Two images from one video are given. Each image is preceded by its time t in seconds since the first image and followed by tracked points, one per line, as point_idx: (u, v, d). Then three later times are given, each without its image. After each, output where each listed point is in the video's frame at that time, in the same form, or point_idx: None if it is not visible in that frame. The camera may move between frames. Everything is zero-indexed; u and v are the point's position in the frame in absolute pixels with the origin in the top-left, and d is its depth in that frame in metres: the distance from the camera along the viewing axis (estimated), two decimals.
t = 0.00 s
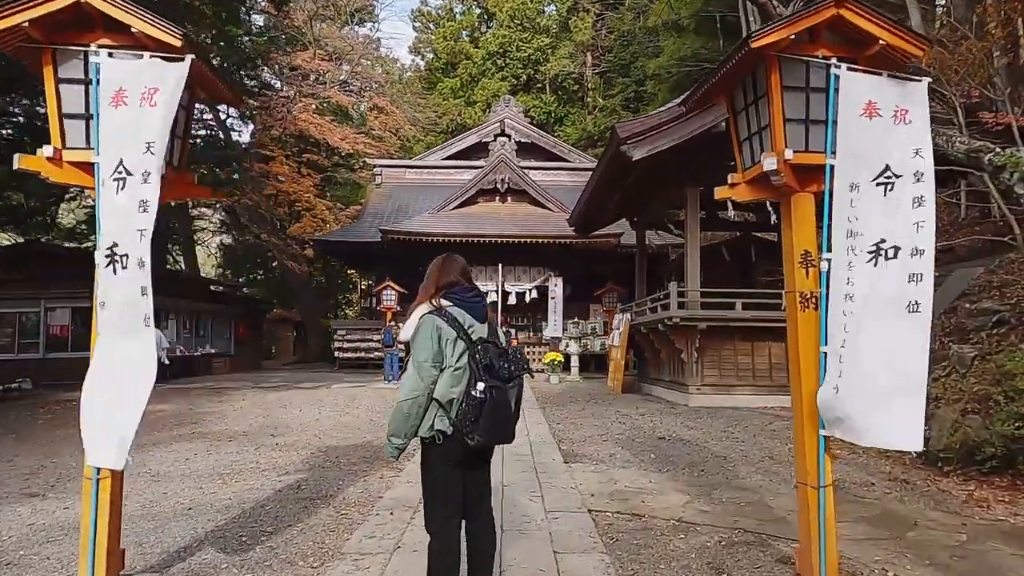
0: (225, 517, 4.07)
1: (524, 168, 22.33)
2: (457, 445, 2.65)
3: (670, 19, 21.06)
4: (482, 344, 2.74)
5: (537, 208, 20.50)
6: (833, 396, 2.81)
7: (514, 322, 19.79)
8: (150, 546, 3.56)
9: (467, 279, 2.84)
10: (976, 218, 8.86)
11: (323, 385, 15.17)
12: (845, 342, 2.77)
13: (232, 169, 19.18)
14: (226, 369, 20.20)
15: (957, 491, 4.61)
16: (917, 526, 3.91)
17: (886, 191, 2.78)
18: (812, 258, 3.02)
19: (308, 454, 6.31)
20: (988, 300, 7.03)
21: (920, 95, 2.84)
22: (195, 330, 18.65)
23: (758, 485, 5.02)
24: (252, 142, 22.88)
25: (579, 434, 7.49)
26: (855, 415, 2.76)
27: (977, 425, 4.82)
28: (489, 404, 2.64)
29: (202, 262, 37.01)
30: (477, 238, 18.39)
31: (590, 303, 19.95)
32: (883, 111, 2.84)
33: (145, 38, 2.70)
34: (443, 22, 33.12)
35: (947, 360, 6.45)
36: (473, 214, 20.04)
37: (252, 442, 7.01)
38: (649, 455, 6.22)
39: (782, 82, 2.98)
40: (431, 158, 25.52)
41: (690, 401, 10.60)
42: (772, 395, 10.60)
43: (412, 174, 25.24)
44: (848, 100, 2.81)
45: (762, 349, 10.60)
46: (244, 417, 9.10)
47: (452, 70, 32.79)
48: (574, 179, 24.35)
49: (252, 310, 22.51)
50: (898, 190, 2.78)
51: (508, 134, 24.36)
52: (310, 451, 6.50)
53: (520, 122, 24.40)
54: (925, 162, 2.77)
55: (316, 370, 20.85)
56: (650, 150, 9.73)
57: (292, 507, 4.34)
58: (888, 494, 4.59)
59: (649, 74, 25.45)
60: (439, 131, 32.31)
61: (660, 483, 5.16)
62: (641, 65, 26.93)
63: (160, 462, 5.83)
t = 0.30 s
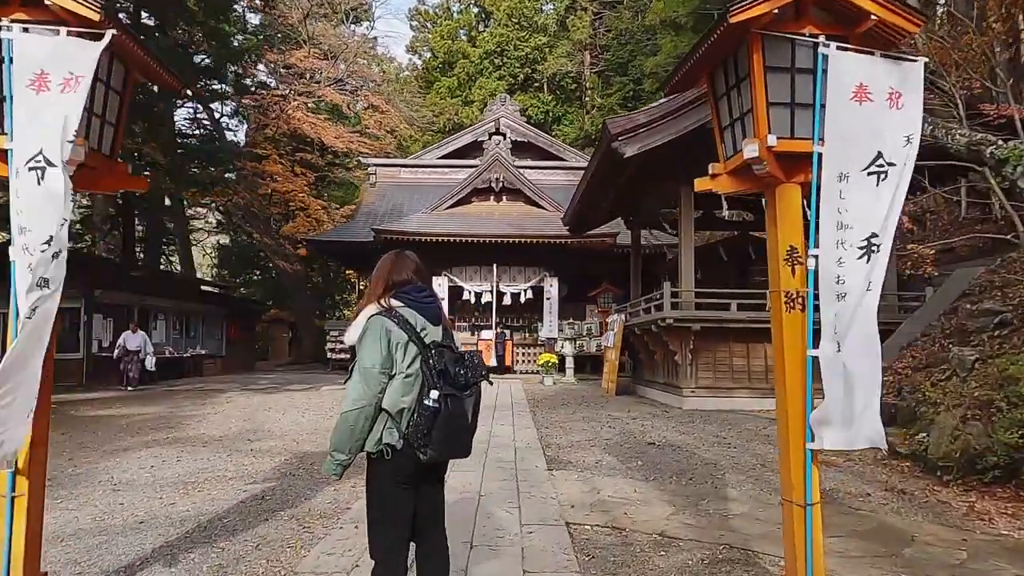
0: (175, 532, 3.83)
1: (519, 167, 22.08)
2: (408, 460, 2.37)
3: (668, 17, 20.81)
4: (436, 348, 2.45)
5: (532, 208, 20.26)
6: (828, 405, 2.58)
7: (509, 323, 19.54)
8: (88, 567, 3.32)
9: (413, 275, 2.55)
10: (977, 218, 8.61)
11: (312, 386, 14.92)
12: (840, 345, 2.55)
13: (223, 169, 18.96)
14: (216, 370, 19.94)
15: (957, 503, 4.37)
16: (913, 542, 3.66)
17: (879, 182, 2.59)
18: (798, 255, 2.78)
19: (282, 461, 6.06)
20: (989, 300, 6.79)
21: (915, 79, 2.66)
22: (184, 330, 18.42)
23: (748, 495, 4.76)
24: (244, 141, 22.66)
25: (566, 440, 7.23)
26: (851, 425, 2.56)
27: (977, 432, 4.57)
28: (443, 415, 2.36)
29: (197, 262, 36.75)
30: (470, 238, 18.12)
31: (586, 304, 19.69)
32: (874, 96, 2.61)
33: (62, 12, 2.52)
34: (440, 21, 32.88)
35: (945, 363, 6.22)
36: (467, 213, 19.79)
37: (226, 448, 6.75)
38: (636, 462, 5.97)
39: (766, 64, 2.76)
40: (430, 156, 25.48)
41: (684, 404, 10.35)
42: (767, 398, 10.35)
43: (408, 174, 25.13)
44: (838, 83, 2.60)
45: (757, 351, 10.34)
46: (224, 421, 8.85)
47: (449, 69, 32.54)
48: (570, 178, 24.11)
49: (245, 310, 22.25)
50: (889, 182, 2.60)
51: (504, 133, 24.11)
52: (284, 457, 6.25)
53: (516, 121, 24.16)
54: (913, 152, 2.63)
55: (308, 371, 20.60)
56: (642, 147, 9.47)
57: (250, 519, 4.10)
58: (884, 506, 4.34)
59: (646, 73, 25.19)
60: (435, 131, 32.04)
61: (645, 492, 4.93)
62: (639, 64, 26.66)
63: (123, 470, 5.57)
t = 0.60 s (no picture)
0: (128, 551, 3.58)
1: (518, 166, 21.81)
2: (357, 484, 2.06)
3: (669, 14, 20.50)
4: (391, 359, 2.13)
5: (531, 208, 19.99)
6: (829, 423, 2.42)
7: (507, 324, 19.28)
8: None
9: (365, 278, 2.25)
10: (984, 217, 8.30)
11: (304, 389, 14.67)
12: (844, 360, 2.38)
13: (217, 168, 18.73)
14: (210, 372, 19.70)
15: (968, 519, 4.09)
16: (921, 564, 3.39)
17: (888, 170, 2.41)
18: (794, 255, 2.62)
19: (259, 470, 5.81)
20: (999, 302, 6.49)
21: (928, 58, 2.46)
22: (178, 332, 18.19)
23: (745, 509, 4.49)
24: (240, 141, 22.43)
25: (558, 447, 6.95)
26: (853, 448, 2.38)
27: (988, 442, 4.29)
28: (397, 433, 2.03)
29: (196, 263, 36.57)
30: (467, 238, 17.85)
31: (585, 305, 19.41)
32: (876, 78, 2.44)
33: None
34: (441, 20, 32.63)
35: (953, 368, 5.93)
36: (465, 213, 19.54)
37: (204, 455, 6.50)
38: (629, 472, 5.69)
39: (757, 42, 2.67)
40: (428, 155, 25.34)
41: (683, 408, 10.07)
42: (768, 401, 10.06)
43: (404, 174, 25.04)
44: (839, 62, 2.45)
45: (758, 353, 10.06)
46: (208, 426, 8.60)
47: (449, 68, 32.27)
48: (570, 178, 23.83)
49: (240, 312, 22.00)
50: (899, 171, 2.42)
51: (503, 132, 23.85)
52: (261, 466, 6.00)
53: (515, 120, 23.92)
54: (929, 141, 2.42)
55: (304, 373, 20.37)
56: (638, 144, 9.20)
57: (211, 536, 3.84)
58: (889, 522, 4.07)
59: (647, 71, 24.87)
60: (435, 130, 31.77)
61: (636, 505, 4.66)
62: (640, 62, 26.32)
63: (90, 480, 5.32)
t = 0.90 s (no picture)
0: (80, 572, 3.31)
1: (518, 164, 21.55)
2: (299, 513, 1.77)
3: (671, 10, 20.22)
4: (339, 368, 1.83)
5: (531, 206, 19.72)
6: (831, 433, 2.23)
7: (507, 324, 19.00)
8: None
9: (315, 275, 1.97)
10: (996, 215, 8.00)
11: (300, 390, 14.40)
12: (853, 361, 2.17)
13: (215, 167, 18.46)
14: (206, 373, 19.46)
15: (989, 536, 3.80)
16: None
17: (904, 149, 2.16)
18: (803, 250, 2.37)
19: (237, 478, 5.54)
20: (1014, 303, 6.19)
21: (949, 28, 2.19)
22: (173, 332, 17.98)
23: (747, 523, 4.21)
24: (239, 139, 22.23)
25: (552, 453, 6.66)
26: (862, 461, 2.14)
27: (1011, 452, 4.06)
28: (342, 455, 1.75)
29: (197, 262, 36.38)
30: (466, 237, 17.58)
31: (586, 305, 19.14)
32: (895, 49, 2.17)
33: None
34: (443, 18, 32.37)
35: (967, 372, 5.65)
36: (464, 212, 19.26)
37: (181, 461, 6.22)
38: (625, 481, 5.40)
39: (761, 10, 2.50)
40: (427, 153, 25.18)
41: (685, 411, 9.78)
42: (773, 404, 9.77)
43: (405, 172, 25.20)
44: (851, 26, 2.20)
45: (762, 354, 9.77)
46: (195, 429, 8.34)
47: (451, 66, 32.00)
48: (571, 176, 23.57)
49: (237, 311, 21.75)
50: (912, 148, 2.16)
51: (504, 130, 23.59)
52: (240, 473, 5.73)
53: (515, 118, 23.71)
54: (944, 114, 2.17)
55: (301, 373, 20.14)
56: (637, 139, 8.92)
57: (171, 556, 3.55)
58: (905, 540, 3.77)
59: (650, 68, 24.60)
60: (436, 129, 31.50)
61: (631, 518, 4.38)
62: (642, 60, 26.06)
63: (57, 490, 5.04)
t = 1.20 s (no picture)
0: None
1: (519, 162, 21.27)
2: (217, 562, 1.52)
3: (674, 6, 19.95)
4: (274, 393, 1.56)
5: (532, 205, 19.43)
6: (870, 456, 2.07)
7: (508, 324, 18.70)
8: None
9: (248, 278, 1.68)
10: (1012, 214, 7.69)
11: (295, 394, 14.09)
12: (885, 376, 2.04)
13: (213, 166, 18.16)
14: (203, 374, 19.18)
15: (1015, 560, 3.50)
16: None
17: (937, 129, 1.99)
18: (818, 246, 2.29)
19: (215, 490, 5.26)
20: None
21: None
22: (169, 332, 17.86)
23: (753, 544, 3.91)
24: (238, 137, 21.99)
25: (549, 462, 6.36)
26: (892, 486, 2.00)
27: None
28: (267, 495, 1.49)
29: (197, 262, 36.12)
30: (466, 236, 17.28)
31: (588, 305, 18.84)
32: (938, 8, 2.00)
33: None
34: (445, 15, 32.10)
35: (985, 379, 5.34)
36: (464, 211, 18.97)
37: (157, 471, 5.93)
38: (624, 493, 5.10)
39: None
40: (428, 151, 24.93)
41: (687, 415, 9.48)
42: (778, 409, 9.46)
43: (404, 171, 25.00)
44: None
45: (767, 357, 9.45)
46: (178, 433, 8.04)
47: (453, 64, 31.73)
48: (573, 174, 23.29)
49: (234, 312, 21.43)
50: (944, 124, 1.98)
51: (505, 128, 23.32)
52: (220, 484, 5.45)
53: (516, 116, 23.39)
54: (974, 76, 1.94)
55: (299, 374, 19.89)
56: (638, 135, 8.61)
57: None
58: (924, 563, 3.48)
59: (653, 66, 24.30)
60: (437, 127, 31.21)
61: (628, 537, 4.09)
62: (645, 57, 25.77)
63: (22, 503, 4.75)
